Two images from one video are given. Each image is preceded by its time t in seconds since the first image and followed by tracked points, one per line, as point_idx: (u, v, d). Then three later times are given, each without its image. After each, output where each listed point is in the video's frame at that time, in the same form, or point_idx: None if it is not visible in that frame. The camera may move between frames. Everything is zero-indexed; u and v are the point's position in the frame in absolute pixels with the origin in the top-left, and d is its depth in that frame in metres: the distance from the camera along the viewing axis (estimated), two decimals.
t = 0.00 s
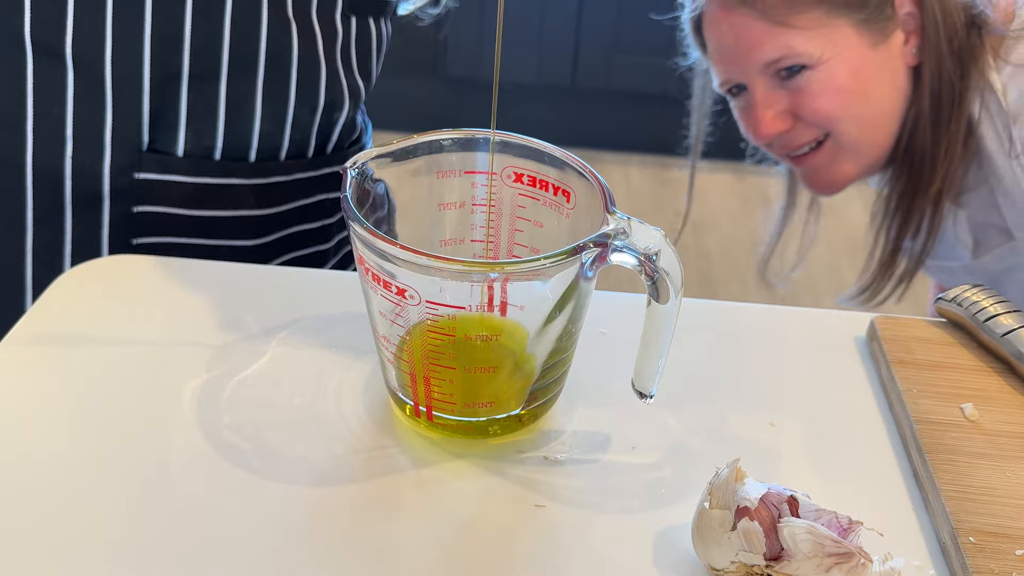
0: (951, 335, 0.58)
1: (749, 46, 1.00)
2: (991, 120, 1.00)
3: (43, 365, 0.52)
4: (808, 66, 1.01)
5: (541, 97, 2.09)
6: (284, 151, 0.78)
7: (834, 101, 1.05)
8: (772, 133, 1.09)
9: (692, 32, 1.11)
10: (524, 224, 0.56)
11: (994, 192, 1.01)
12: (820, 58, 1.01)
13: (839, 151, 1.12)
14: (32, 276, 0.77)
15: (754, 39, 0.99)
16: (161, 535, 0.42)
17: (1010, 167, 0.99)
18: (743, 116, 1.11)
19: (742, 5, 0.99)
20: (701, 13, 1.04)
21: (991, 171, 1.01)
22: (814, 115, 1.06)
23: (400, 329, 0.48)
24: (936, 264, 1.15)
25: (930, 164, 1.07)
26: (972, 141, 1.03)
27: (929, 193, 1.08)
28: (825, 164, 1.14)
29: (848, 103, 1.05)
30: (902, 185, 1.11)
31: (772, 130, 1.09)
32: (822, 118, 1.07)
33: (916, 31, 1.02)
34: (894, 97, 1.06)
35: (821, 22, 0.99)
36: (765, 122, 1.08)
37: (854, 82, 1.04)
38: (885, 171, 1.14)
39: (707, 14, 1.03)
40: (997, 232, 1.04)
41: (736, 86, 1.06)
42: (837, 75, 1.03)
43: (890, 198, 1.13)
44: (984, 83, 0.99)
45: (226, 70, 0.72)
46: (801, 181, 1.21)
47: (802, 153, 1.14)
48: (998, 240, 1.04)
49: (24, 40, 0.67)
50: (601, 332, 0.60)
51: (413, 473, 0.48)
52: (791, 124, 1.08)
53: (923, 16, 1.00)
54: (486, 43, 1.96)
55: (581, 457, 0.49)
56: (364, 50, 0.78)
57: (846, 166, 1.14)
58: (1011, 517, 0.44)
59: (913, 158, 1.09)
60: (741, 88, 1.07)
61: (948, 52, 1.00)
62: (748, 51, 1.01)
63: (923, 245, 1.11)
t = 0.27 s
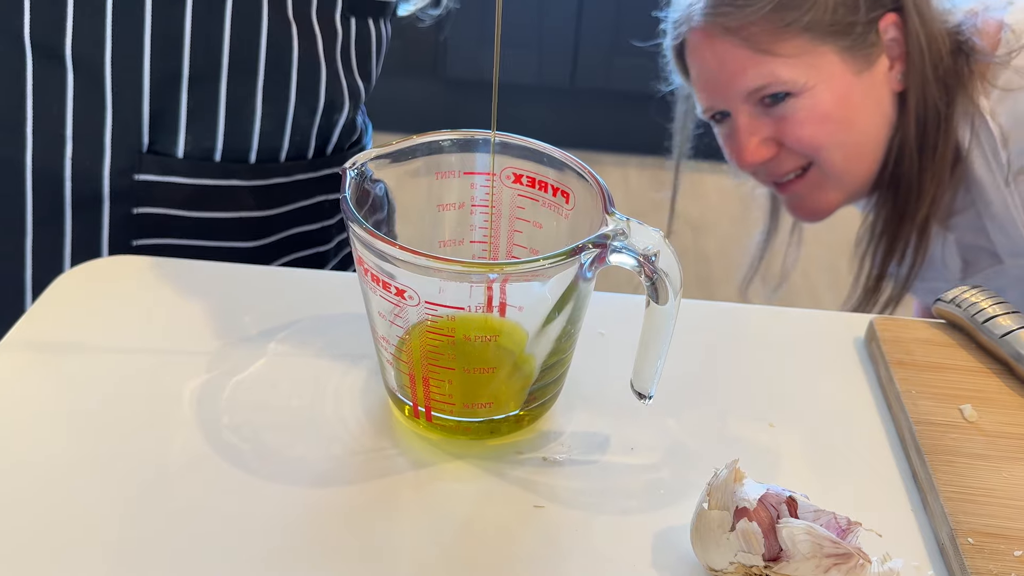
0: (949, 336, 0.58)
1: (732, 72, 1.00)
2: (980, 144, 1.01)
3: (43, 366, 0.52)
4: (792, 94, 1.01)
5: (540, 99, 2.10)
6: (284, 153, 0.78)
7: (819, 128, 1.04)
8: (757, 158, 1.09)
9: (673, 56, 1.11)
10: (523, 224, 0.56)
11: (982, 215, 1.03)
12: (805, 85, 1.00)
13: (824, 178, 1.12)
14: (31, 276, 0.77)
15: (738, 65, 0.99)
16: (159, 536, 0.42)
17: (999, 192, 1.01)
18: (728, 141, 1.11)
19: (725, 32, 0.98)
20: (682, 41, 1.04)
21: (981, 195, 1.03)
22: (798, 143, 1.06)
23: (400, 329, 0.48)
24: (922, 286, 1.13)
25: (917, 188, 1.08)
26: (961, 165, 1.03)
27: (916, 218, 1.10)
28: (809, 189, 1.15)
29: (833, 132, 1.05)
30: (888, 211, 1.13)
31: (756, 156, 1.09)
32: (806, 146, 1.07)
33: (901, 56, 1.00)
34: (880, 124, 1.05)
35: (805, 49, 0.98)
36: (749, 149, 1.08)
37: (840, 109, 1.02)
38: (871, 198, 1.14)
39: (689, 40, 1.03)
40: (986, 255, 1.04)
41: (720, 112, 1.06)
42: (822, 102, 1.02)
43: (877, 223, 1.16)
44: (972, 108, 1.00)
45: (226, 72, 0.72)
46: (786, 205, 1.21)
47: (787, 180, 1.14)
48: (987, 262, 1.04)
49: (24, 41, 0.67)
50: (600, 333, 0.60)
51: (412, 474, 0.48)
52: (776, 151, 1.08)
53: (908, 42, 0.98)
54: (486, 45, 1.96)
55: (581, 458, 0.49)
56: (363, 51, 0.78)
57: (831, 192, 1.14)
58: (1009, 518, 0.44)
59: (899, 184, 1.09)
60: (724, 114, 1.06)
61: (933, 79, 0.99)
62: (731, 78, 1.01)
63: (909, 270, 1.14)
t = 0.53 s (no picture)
0: (947, 338, 0.58)
1: (724, 83, 0.99)
2: (972, 150, 1.03)
3: (38, 370, 0.52)
4: (785, 104, 1.00)
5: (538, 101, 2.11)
6: (280, 155, 0.78)
7: (812, 138, 1.04)
8: (749, 169, 1.08)
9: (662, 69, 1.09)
10: (521, 226, 0.56)
11: (976, 221, 1.04)
12: (798, 94, 0.99)
13: (817, 185, 1.12)
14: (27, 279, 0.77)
15: (730, 75, 0.98)
16: (154, 540, 0.42)
17: (993, 199, 1.01)
18: (718, 152, 1.10)
19: (716, 42, 0.97)
20: (671, 50, 1.02)
21: (974, 202, 1.03)
22: (791, 153, 1.05)
23: (398, 331, 0.48)
24: (918, 292, 1.15)
25: (911, 196, 1.08)
26: (954, 172, 1.04)
27: (909, 227, 1.09)
28: (802, 198, 1.15)
29: (827, 140, 1.04)
30: (882, 219, 1.12)
31: (750, 167, 1.08)
32: (800, 156, 1.06)
33: (893, 64, 1.00)
34: (873, 130, 1.05)
35: (797, 58, 0.97)
36: (742, 161, 1.07)
37: (834, 117, 1.02)
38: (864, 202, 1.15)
39: (678, 51, 1.01)
40: (980, 261, 1.05)
41: (711, 123, 1.05)
42: (815, 111, 1.01)
43: (871, 231, 1.15)
44: (964, 114, 1.01)
45: (221, 74, 0.72)
46: (778, 215, 1.21)
47: (781, 189, 1.14)
48: (982, 268, 1.05)
49: (18, 44, 0.66)
50: (597, 335, 0.60)
51: (409, 475, 0.47)
52: (769, 161, 1.07)
53: (900, 49, 0.98)
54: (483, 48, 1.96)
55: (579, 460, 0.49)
56: (359, 52, 0.79)
57: (824, 200, 1.14)
58: (1007, 520, 0.44)
59: (893, 192, 1.10)
60: (715, 125, 1.05)
61: (926, 86, 1.00)
62: (722, 89, 0.99)
63: (903, 278, 1.13)
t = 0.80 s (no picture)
0: (942, 342, 0.58)
1: (719, 87, 0.98)
2: (968, 155, 1.04)
3: (32, 374, 0.52)
4: (781, 108, 1.00)
5: (535, 105, 2.11)
6: (275, 159, 0.78)
7: (809, 143, 1.04)
8: (745, 174, 1.08)
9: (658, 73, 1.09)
10: (517, 230, 0.56)
11: (971, 225, 1.05)
12: (795, 98, 0.99)
13: (813, 191, 1.12)
14: (22, 283, 0.76)
15: (726, 80, 0.97)
16: (147, 544, 0.42)
17: (988, 203, 1.02)
18: (714, 157, 1.10)
19: (711, 46, 0.96)
20: (667, 55, 1.02)
21: (969, 206, 1.04)
22: (788, 157, 1.05)
23: (394, 334, 0.48)
24: (914, 297, 1.15)
25: (907, 201, 1.08)
26: (949, 177, 1.06)
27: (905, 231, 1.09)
28: (798, 202, 1.14)
29: (824, 145, 1.04)
30: (879, 223, 1.13)
31: (746, 172, 1.07)
32: (797, 161, 1.06)
33: (889, 67, 1.01)
34: (869, 135, 1.05)
35: (793, 62, 0.97)
36: (739, 165, 1.06)
37: (830, 121, 1.02)
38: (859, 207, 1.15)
39: (673, 55, 1.00)
40: (976, 266, 1.05)
41: (707, 127, 1.05)
42: (811, 115, 1.01)
43: (868, 235, 1.16)
44: (959, 118, 1.02)
45: (216, 78, 0.72)
46: (774, 221, 1.20)
47: (776, 194, 1.14)
48: (978, 273, 1.05)
49: (13, 49, 0.66)
50: (594, 338, 0.60)
51: (405, 479, 0.47)
52: (765, 166, 1.07)
53: (896, 53, 0.99)
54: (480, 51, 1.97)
55: (575, 463, 0.49)
56: (354, 55, 0.79)
57: (819, 205, 1.14)
58: (1002, 523, 0.44)
59: (889, 196, 1.10)
60: (711, 129, 1.05)
61: (922, 89, 1.01)
62: (719, 94, 0.99)
63: (898, 282, 1.13)
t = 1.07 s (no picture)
0: (934, 346, 0.59)
1: (714, 95, 0.98)
2: (959, 160, 1.05)
3: (24, 379, 0.52)
4: (775, 114, 1.00)
5: (530, 111, 2.12)
6: (270, 163, 0.78)
7: (803, 149, 1.04)
8: (739, 181, 1.08)
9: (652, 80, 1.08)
10: (510, 234, 0.56)
11: (964, 231, 1.06)
12: (789, 105, 1.00)
13: (806, 197, 1.13)
14: (14, 288, 0.76)
15: (720, 87, 0.98)
16: (139, 550, 0.42)
17: (979, 208, 1.03)
18: (708, 163, 1.10)
19: (704, 54, 0.96)
20: (661, 63, 1.01)
21: (961, 213, 1.05)
22: (782, 164, 1.05)
23: (387, 339, 0.48)
24: (907, 302, 1.16)
25: (900, 207, 1.10)
26: (940, 183, 1.06)
27: (899, 237, 1.11)
28: (791, 208, 1.15)
29: (817, 151, 1.05)
30: (872, 229, 1.14)
31: (740, 179, 1.07)
32: (791, 167, 1.07)
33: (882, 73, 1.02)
34: (862, 140, 1.06)
35: (787, 69, 0.98)
36: (733, 172, 1.06)
37: (824, 127, 1.03)
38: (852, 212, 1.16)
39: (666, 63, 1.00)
40: (969, 271, 1.07)
41: (701, 134, 1.05)
42: (805, 122, 1.02)
43: (861, 240, 1.16)
44: (951, 124, 1.03)
45: (211, 83, 0.72)
46: (768, 226, 1.21)
47: (770, 200, 1.14)
48: (971, 278, 1.07)
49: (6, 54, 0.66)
50: (588, 343, 0.60)
51: (398, 484, 0.47)
52: (759, 172, 1.07)
53: (889, 59, 1.00)
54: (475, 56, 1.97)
55: (568, 468, 0.49)
56: (349, 60, 0.78)
57: (812, 210, 1.15)
58: (994, 528, 0.44)
59: (883, 201, 1.11)
60: (705, 136, 1.05)
61: (914, 95, 1.02)
62: (713, 101, 0.99)
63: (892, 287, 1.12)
